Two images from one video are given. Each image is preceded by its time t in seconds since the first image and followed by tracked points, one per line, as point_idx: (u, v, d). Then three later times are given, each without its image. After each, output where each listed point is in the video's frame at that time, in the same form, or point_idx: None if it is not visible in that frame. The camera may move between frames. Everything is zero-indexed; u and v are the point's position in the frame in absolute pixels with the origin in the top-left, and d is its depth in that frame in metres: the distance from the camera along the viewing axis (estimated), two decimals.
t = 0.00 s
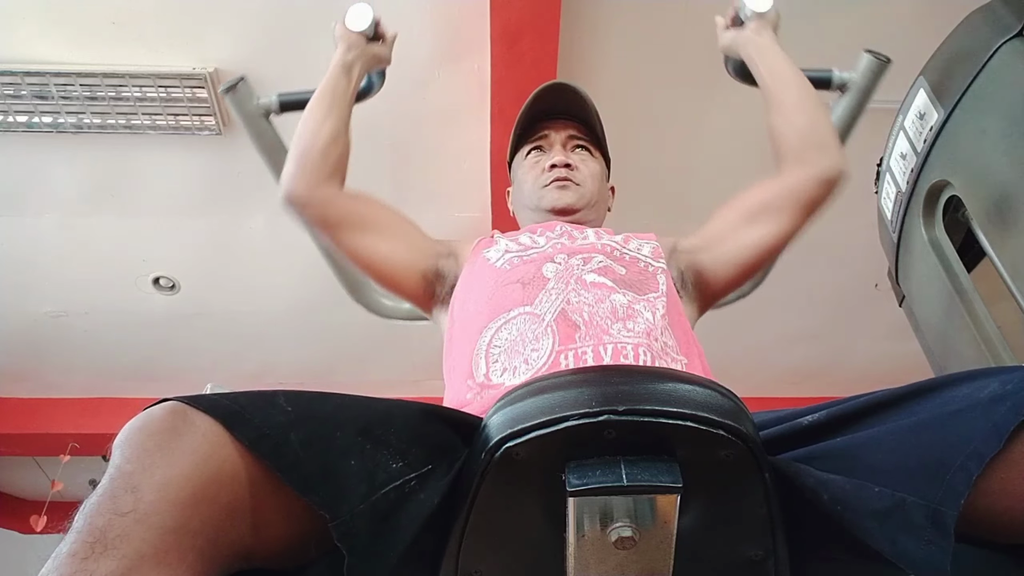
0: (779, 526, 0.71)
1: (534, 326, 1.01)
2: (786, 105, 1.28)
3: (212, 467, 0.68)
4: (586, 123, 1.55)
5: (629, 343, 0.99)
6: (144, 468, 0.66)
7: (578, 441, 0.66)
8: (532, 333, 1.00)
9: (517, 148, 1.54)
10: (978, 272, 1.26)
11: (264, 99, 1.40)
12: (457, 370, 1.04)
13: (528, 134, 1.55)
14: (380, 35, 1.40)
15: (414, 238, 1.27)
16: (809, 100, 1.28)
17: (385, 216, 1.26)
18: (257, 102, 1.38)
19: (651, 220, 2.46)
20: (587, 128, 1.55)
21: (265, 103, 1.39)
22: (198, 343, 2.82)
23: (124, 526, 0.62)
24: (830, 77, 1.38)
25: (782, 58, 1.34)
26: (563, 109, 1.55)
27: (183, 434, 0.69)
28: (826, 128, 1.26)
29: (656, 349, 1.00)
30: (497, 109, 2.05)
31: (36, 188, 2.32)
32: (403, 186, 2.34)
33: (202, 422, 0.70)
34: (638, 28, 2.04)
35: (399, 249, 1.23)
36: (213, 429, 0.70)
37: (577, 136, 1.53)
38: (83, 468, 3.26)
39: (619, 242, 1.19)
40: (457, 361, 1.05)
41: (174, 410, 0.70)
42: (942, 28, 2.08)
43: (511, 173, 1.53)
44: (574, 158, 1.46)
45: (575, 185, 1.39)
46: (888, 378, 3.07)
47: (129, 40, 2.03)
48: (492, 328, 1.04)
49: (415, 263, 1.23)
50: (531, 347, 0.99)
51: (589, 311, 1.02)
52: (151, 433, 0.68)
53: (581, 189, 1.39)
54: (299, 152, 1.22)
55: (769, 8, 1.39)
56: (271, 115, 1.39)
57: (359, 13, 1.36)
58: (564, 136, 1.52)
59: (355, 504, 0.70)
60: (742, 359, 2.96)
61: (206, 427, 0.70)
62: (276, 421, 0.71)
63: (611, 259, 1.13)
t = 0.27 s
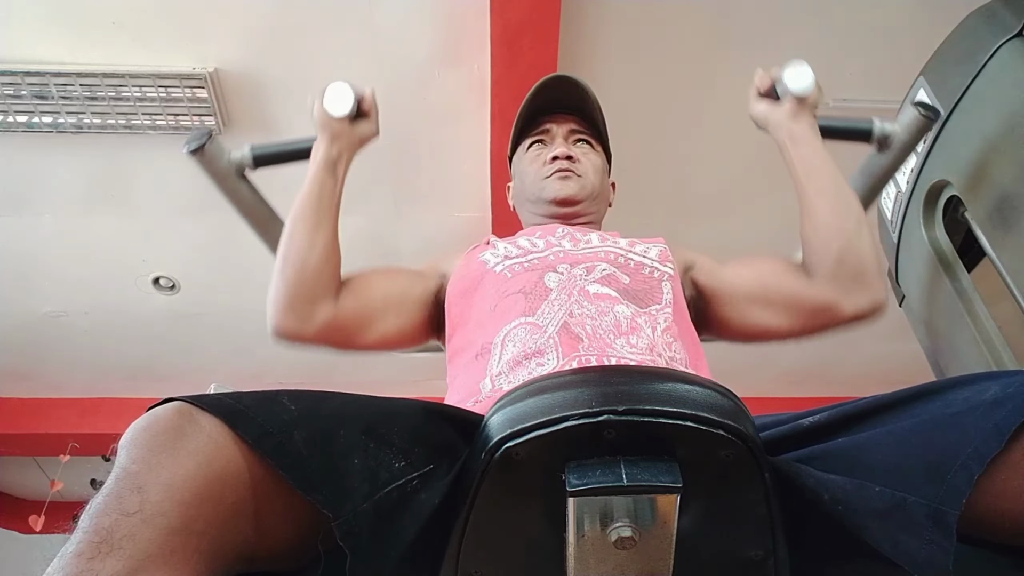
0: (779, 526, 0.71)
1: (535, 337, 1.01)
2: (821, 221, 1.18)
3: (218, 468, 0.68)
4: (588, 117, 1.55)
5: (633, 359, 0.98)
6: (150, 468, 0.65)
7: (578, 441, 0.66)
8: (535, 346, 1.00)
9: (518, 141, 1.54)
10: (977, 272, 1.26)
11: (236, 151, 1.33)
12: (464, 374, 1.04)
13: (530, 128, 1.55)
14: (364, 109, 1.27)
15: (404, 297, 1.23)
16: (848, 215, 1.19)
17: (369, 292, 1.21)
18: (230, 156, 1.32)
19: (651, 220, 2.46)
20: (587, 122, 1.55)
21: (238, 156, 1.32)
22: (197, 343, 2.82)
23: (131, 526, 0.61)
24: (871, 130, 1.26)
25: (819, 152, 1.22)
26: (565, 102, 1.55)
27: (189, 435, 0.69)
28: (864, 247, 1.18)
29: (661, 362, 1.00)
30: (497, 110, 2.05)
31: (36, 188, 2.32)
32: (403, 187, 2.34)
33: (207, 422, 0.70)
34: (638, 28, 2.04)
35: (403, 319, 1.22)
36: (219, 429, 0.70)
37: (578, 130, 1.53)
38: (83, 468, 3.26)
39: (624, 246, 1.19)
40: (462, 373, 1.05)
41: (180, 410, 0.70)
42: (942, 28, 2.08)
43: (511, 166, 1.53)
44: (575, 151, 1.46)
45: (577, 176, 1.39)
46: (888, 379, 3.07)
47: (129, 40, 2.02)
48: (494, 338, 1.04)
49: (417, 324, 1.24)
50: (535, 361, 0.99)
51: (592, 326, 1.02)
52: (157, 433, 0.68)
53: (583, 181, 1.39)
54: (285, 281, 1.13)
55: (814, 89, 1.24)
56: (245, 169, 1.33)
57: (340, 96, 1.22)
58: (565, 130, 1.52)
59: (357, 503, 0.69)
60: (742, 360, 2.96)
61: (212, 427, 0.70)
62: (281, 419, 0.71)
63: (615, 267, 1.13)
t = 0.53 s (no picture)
0: (779, 526, 0.71)
1: (534, 344, 1.01)
2: (821, 264, 1.16)
3: (217, 468, 0.68)
4: (588, 116, 1.55)
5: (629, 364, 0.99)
6: (149, 469, 0.66)
7: (578, 441, 0.66)
8: (533, 352, 1.00)
9: (518, 139, 1.55)
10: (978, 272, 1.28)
11: (226, 176, 1.29)
12: (466, 378, 1.04)
13: (530, 126, 1.55)
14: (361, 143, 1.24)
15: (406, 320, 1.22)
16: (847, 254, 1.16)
17: (372, 320, 1.19)
18: (220, 182, 1.28)
19: (651, 220, 2.46)
20: (587, 121, 1.55)
21: (229, 181, 1.28)
22: (198, 343, 2.82)
23: (131, 527, 0.61)
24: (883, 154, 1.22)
25: (822, 192, 1.21)
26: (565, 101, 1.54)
27: (188, 437, 0.69)
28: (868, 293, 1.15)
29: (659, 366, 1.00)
30: (497, 109, 2.05)
31: (36, 188, 2.32)
32: (403, 187, 2.34)
33: (206, 423, 0.70)
34: (638, 28, 2.04)
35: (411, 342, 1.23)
36: (218, 429, 0.70)
37: (578, 129, 1.53)
38: (83, 468, 3.26)
39: (624, 252, 1.19)
40: (461, 381, 1.04)
41: (178, 411, 0.70)
42: (942, 28, 2.08)
43: (511, 163, 1.53)
44: (575, 149, 1.46)
45: (577, 173, 1.39)
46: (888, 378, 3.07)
47: (129, 40, 2.03)
48: (495, 340, 1.04)
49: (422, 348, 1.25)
50: (534, 366, 0.99)
51: (590, 331, 1.02)
52: (157, 434, 0.68)
53: (583, 178, 1.39)
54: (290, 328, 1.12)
55: (824, 124, 1.22)
56: (236, 195, 1.30)
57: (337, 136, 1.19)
58: (565, 129, 1.52)
59: (358, 502, 0.69)
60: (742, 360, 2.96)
61: (210, 427, 0.70)
62: (281, 419, 0.71)
63: (614, 273, 1.13)
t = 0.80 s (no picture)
0: (779, 526, 0.71)
1: (533, 331, 1.01)
2: (812, 194, 1.20)
3: (219, 470, 0.68)
4: (585, 121, 1.55)
5: (625, 358, 0.98)
6: (151, 470, 0.65)
7: (577, 440, 0.66)
8: (532, 338, 1.00)
9: (515, 144, 1.55)
10: (978, 272, 1.26)
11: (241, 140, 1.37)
12: (463, 368, 1.04)
13: (528, 131, 1.55)
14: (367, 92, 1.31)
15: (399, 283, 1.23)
16: (838, 187, 1.20)
17: (364, 275, 1.20)
18: (235, 144, 1.35)
19: (651, 220, 2.46)
20: (584, 126, 1.55)
21: (243, 145, 1.36)
22: (198, 343, 2.82)
23: (133, 528, 0.61)
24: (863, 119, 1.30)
25: (812, 133, 1.24)
26: (562, 106, 1.55)
27: (190, 438, 0.68)
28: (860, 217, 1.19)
29: (655, 356, 1.00)
30: (497, 109, 2.05)
31: (36, 188, 2.32)
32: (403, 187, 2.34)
33: (208, 424, 0.70)
34: (638, 28, 2.04)
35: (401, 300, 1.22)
36: (219, 431, 0.70)
37: (575, 133, 1.53)
38: (83, 468, 3.26)
39: (622, 241, 1.20)
40: (459, 370, 1.05)
41: (180, 412, 0.70)
42: (942, 28, 2.08)
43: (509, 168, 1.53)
44: (573, 155, 1.46)
45: (574, 180, 1.39)
46: (888, 378, 3.07)
47: (129, 40, 2.02)
48: (494, 331, 1.04)
49: (416, 308, 1.23)
50: (531, 353, 0.99)
51: (587, 321, 1.02)
52: (159, 436, 0.68)
53: (581, 185, 1.39)
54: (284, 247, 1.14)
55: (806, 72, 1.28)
56: (249, 158, 1.37)
57: (344, 77, 1.26)
58: (563, 134, 1.52)
59: (358, 502, 0.69)
60: (742, 360, 2.96)
61: (212, 429, 0.70)
62: (281, 420, 0.71)
63: (612, 260, 1.14)
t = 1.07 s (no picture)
0: (780, 526, 0.71)
1: (533, 321, 1.01)
2: (793, 124, 1.29)
3: (218, 469, 0.68)
4: (586, 123, 1.55)
5: (628, 345, 0.98)
6: (150, 469, 0.65)
7: (577, 440, 0.66)
8: (531, 328, 1.00)
9: (517, 148, 1.55)
10: (978, 272, 1.24)
11: (258, 106, 1.37)
12: (459, 361, 1.04)
13: (529, 135, 1.55)
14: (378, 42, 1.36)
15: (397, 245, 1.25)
16: (819, 118, 1.29)
17: (372, 224, 1.24)
18: (253, 108, 1.36)
19: (651, 220, 2.46)
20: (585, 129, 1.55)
21: (261, 110, 1.36)
22: (197, 343, 2.82)
23: (131, 527, 0.61)
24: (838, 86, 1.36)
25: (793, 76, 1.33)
26: (562, 110, 1.55)
27: (189, 437, 0.69)
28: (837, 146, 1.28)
29: (657, 345, 0.99)
30: (497, 109, 2.05)
31: (36, 188, 2.32)
32: (403, 187, 2.34)
33: (207, 423, 0.70)
34: (638, 28, 2.04)
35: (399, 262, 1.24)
36: (218, 430, 0.70)
37: (576, 136, 1.53)
38: (83, 468, 3.26)
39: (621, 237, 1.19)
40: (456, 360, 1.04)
41: (179, 411, 0.71)
42: (942, 28, 2.08)
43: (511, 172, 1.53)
44: (574, 159, 1.46)
45: (575, 184, 1.39)
46: (888, 378, 3.07)
47: (129, 40, 2.02)
48: (493, 325, 1.03)
49: (416, 270, 1.24)
50: (530, 342, 0.99)
51: (589, 310, 1.02)
52: (158, 435, 0.68)
53: (582, 189, 1.39)
54: (293, 177, 1.20)
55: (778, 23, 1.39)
56: (266, 123, 1.37)
57: (354, 25, 1.32)
58: (564, 137, 1.52)
59: (358, 503, 0.69)
60: (742, 360, 2.96)
61: (211, 428, 0.70)
62: (281, 420, 0.71)
63: (613, 252, 1.14)
